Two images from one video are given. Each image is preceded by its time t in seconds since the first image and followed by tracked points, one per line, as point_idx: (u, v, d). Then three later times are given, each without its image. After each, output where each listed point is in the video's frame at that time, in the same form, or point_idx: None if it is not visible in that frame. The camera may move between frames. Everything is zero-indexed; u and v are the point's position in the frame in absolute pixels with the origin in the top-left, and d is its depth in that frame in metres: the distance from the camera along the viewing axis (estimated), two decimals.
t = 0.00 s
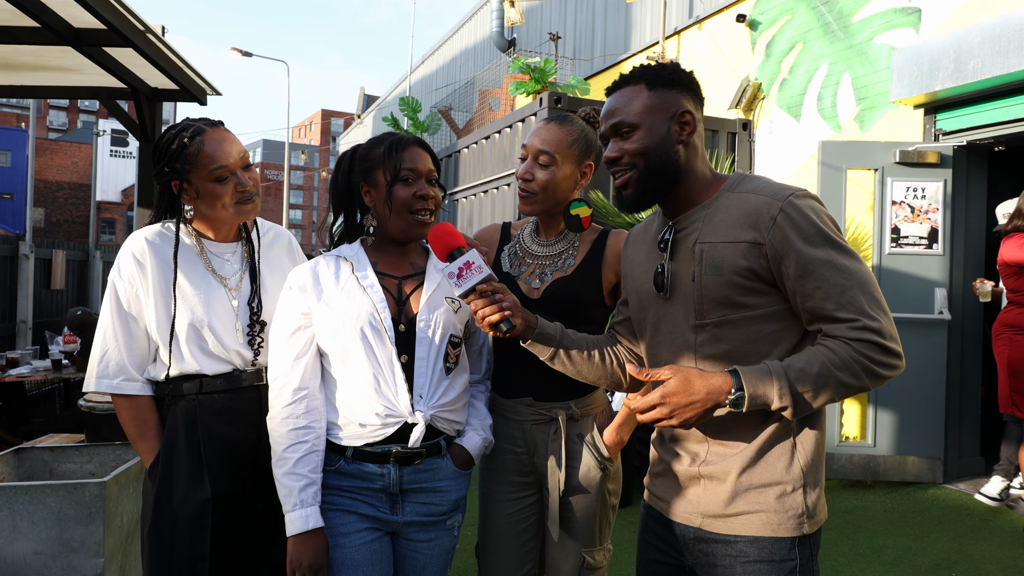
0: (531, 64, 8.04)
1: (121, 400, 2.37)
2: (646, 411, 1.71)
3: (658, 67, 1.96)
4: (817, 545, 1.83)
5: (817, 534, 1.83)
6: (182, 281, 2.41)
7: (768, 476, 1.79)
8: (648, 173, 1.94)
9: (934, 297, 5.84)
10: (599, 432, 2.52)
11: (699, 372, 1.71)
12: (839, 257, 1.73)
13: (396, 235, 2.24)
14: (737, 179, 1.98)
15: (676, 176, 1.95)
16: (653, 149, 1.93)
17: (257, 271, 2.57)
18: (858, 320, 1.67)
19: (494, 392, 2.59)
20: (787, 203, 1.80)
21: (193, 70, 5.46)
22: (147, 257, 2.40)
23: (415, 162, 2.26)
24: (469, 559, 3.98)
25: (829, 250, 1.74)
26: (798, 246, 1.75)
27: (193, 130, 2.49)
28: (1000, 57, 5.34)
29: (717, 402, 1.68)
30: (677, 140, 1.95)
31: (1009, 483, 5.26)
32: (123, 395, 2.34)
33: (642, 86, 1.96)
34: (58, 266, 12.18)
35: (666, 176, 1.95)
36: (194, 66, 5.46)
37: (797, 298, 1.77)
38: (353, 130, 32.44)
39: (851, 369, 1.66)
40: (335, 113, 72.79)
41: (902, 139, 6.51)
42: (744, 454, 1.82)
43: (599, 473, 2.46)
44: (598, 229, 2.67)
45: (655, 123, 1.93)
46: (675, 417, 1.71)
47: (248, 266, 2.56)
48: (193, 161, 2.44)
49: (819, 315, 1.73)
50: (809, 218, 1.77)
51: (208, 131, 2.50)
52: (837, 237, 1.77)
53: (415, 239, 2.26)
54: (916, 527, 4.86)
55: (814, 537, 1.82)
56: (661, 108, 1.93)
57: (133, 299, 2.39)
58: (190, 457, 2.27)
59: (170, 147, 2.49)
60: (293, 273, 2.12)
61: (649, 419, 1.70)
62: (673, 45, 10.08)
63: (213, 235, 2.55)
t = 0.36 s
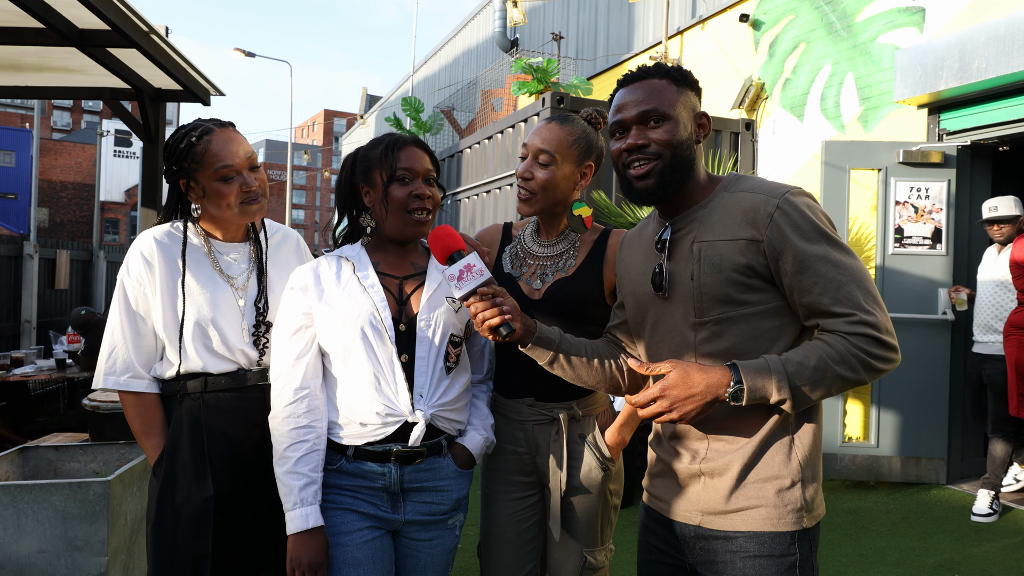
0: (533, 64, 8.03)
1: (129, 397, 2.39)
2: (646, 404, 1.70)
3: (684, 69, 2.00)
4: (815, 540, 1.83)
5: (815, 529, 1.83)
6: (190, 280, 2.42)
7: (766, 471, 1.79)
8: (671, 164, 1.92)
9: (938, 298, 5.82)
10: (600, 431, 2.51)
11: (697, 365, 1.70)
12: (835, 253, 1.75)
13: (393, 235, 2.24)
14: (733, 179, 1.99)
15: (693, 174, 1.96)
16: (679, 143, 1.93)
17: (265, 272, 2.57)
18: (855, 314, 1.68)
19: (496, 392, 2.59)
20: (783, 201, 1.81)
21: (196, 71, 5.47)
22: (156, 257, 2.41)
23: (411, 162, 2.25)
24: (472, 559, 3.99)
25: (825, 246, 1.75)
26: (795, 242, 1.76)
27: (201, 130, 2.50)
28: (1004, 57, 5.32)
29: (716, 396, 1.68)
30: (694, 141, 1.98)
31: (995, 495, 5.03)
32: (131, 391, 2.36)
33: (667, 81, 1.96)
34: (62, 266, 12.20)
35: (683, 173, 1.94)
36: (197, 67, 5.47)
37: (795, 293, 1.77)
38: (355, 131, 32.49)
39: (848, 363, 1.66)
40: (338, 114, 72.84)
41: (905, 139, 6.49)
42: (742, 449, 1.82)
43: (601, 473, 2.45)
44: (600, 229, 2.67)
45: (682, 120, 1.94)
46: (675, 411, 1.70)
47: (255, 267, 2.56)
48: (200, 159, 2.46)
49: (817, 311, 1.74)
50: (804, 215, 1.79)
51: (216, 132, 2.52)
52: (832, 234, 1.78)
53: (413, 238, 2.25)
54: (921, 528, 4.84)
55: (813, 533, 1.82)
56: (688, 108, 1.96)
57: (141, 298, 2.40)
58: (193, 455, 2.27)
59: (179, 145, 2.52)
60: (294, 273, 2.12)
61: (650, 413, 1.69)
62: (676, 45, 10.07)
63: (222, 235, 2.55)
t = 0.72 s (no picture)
0: (535, 63, 8.03)
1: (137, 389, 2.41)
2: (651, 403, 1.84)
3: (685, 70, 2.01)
4: (814, 538, 1.84)
5: (814, 527, 1.84)
6: (199, 277, 2.43)
7: (765, 469, 1.80)
8: (676, 166, 1.93)
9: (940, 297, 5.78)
10: (601, 431, 2.54)
11: (702, 370, 1.81)
12: (835, 252, 1.75)
13: (395, 233, 2.24)
14: (731, 181, 1.99)
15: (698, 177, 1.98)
16: (683, 144, 1.94)
17: (275, 271, 2.57)
18: (856, 314, 1.69)
19: (497, 391, 2.59)
20: (783, 201, 1.82)
21: (199, 70, 5.47)
22: (168, 254, 2.44)
23: (414, 160, 2.25)
24: (474, 557, 4.00)
25: (825, 245, 1.76)
26: (795, 242, 1.77)
27: (210, 126, 2.55)
28: (1007, 55, 5.31)
29: (717, 399, 1.76)
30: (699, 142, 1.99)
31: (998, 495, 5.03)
32: (139, 383, 2.38)
33: (676, 84, 1.96)
34: (66, 265, 12.22)
35: (687, 174, 1.95)
36: (200, 67, 5.48)
37: (797, 293, 1.78)
38: (357, 130, 32.51)
39: (846, 363, 1.69)
40: (340, 113, 72.86)
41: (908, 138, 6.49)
42: (741, 447, 1.83)
43: (602, 472, 2.46)
44: (601, 228, 2.68)
45: (687, 121, 1.95)
46: (677, 414, 1.82)
47: (264, 265, 2.55)
48: (202, 151, 2.49)
49: (817, 311, 1.75)
50: (805, 215, 1.79)
51: (225, 127, 2.54)
52: (833, 233, 1.79)
53: (415, 236, 2.25)
54: (924, 528, 4.84)
55: (812, 530, 1.83)
56: (692, 110, 1.97)
57: (150, 292, 2.42)
58: (193, 449, 2.28)
59: (190, 140, 2.54)
60: (297, 272, 2.13)
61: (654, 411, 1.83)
62: (677, 44, 10.07)
63: (233, 233, 2.57)
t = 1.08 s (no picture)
0: (548, 64, 8.02)
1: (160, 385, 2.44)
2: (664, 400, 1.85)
3: (685, 71, 1.99)
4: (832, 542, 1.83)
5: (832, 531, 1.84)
6: (222, 278, 2.45)
7: (783, 473, 1.80)
8: (679, 172, 1.94)
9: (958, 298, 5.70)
10: (617, 433, 2.52)
11: (721, 373, 1.80)
12: (854, 256, 1.74)
13: (413, 233, 2.24)
14: (750, 184, 1.99)
15: (705, 180, 1.97)
16: (686, 148, 1.93)
17: (297, 274, 2.57)
18: (874, 319, 1.68)
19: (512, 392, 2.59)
20: (802, 205, 1.82)
21: (215, 73, 5.52)
22: (192, 254, 2.46)
23: (429, 161, 2.26)
24: (488, 559, 4.02)
25: (844, 249, 1.74)
26: (813, 245, 1.76)
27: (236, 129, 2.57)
28: None
29: (732, 406, 1.77)
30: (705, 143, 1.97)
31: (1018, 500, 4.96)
32: (161, 379, 2.41)
33: (678, 88, 1.96)
34: (84, 266, 12.35)
35: (693, 177, 1.95)
36: (216, 70, 5.52)
37: (815, 297, 1.78)
38: (369, 131, 32.66)
39: (863, 369, 1.68)
40: (353, 113, 73.17)
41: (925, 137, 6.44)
42: (758, 450, 1.83)
43: (617, 475, 2.46)
44: (615, 229, 2.68)
45: (689, 125, 1.94)
46: (691, 415, 1.83)
47: (285, 267, 2.56)
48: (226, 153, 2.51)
49: (834, 315, 1.75)
50: (824, 219, 1.78)
51: (250, 130, 2.57)
52: (852, 237, 1.77)
53: (434, 235, 2.25)
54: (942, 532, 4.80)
55: (830, 535, 1.82)
56: (694, 113, 1.95)
57: (174, 290, 2.45)
58: (209, 448, 2.31)
59: (217, 141, 2.59)
60: (314, 276, 2.14)
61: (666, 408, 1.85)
62: (690, 43, 10.03)
63: (256, 236, 2.59)
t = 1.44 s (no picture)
0: (562, 68, 8.01)
1: (176, 389, 2.41)
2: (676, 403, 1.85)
3: (675, 83, 2.01)
4: (845, 552, 1.82)
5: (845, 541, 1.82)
6: (240, 283, 2.43)
7: (795, 482, 1.79)
8: (662, 185, 2.00)
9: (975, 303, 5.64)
10: (628, 439, 2.52)
11: (732, 379, 1.80)
12: (869, 267, 1.72)
13: (428, 241, 2.25)
14: (766, 191, 1.97)
15: (694, 187, 1.99)
16: (669, 161, 1.98)
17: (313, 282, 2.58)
18: (888, 332, 1.67)
19: (523, 398, 2.59)
20: (817, 214, 1.80)
21: (231, 79, 5.56)
22: (212, 258, 2.45)
23: (442, 169, 2.26)
24: (501, 564, 4.02)
25: (860, 260, 1.73)
26: (827, 256, 1.75)
27: (256, 138, 2.54)
28: None
29: (742, 413, 1.76)
30: (695, 151, 1.98)
31: None
32: (180, 384, 2.38)
33: (663, 101, 2.02)
34: (101, 268, 12.48)
35: (681, 188, 1.99)
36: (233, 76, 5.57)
37: (829, 308, 1.76)
38: (384, 136, 32.78)
39: (875, 383, 1.67)
40: (367, 117, 73.51)
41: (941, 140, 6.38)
42: (770, 458, 1.82)
43: (628, 482, 2.45)
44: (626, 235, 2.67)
45: (671, 137, 1.98)
46: (701, 419, 1.82)
47: (303, 276, 2.56)
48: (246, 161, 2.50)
49: (848, 326, 1.73)
50: (839, 229, 1.77)
51: (269, 139, 2.55)
52: (867, 248, 1.75)
53: (448, 244, 2.27)
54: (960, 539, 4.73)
55: (843, 544, 1.81)
56: (678, 123, 1.97)
57: (192, 293, 2.42)
58: (227, 453, 2.32)
59: (235, 148, 2.56)
60: (325, 283, 2.16)
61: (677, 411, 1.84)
62: (705, 47, 10.00)
63: (273, 243, 2.58)
